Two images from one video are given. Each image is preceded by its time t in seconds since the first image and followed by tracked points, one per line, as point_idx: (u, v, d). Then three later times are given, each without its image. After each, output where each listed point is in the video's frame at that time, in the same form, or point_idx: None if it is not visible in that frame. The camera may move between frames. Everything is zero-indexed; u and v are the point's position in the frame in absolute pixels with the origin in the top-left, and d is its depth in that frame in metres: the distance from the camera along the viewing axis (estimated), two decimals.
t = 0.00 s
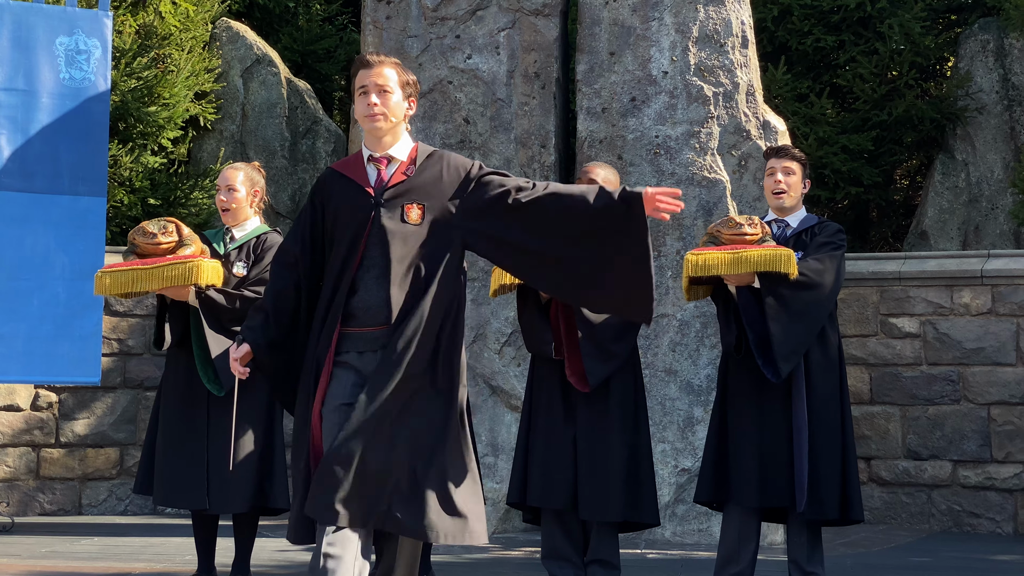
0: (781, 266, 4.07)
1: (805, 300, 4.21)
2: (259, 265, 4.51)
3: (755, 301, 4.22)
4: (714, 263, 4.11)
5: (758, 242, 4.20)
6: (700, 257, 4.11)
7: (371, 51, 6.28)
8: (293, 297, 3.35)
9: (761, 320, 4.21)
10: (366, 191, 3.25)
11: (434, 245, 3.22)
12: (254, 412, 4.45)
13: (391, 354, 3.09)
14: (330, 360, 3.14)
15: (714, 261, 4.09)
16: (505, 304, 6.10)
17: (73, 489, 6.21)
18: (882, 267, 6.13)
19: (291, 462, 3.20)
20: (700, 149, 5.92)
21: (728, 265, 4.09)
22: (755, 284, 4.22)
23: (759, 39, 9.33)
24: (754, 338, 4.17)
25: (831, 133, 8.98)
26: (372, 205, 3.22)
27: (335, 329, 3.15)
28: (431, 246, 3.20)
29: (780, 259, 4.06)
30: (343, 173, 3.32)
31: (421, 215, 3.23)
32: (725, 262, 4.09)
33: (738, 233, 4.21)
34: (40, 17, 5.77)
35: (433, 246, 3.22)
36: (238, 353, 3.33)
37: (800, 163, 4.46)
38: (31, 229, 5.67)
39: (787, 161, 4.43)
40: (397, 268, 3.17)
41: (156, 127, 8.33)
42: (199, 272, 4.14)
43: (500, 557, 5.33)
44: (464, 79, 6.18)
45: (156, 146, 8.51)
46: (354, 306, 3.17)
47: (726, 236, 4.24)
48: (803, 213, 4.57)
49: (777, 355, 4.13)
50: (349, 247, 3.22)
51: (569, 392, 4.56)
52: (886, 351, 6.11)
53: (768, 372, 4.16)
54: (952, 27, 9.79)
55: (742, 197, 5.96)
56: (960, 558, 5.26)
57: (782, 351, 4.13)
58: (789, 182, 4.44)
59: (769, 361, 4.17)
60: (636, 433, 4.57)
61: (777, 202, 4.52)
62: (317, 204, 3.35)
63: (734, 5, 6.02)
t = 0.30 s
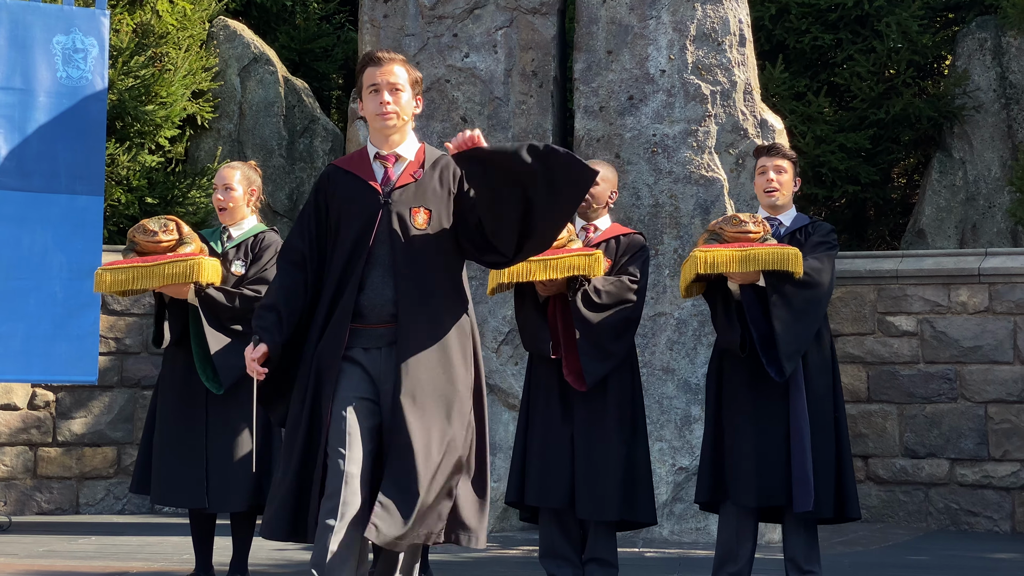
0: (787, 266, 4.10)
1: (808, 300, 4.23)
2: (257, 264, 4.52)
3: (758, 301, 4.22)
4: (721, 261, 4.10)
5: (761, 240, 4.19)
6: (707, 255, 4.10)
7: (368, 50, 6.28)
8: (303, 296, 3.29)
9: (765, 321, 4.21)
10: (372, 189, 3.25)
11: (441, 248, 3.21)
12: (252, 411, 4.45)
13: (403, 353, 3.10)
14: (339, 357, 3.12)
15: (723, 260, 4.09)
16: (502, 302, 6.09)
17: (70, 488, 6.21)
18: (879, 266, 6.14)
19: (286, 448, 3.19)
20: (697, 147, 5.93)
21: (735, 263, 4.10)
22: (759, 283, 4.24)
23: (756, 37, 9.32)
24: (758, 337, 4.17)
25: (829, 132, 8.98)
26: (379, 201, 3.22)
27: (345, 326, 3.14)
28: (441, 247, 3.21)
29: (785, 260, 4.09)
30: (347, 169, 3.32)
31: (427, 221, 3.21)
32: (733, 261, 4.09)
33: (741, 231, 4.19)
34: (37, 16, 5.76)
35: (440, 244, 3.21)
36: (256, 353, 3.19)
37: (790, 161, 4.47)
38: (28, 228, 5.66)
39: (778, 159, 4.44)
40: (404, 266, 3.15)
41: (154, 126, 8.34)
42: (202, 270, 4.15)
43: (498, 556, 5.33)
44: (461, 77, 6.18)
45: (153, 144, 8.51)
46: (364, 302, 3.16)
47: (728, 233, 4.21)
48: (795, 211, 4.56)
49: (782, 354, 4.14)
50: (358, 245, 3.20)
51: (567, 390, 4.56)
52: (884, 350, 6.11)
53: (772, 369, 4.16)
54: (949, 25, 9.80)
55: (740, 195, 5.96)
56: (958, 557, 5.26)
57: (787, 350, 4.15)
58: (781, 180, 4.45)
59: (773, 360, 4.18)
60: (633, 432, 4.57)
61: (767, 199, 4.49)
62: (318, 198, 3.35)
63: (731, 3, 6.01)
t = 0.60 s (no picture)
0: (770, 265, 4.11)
1: (792, 300, 4.24)
2: (257, 263, 4.52)
3: (739, 301, 4.23)
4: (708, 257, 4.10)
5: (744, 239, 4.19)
6: (690, 251, 4.11)
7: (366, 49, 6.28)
8: (302, 295, 3.27)
9: (746, 319, 4.22)
10: (368, 185, 3.23)
11: (441, 245, 3.19)
12: (250, 411, 4.45)
13: (398, 354, 3.08)
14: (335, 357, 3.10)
15: (708, 256, 4.09)
16: (500, 301, 6.09)
17: (68, 488, 6.20)
18: (877, 264, 6.14)
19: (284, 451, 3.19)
20: (695, 146, 5.92)
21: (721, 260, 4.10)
22: (741, 282, 4.23)
23: (754, 36, 9.32)
24: (739, 334, 4.18)
25: (826, 130, 8.98)
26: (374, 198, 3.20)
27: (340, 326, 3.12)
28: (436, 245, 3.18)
29: (768, 259, 4.10)
30: (341, 166, 3.31)
31: (425, 214, 3.20)
32: (718, 256, 4.09)
33: (725, 228, 4.18)
34: (34, 15, 5.74)
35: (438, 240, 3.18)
36: (267, 376, 3.17)
37: (775, 162, 4.42)
38: (26, 228, 5.67)
39: (763, 160, 4.39)
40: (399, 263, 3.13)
41: (151, 126, 8.36)
42: (207, 272, 4.17)
43: (496, 555, 5.33)
44: (459, 77, 6.17)
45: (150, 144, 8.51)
46: (359, 301, 3.14)
47: (712, 230, 4.20)
48: (778, 212, 4.55)
49: (763, 352, 4.15)
50: (355, 243, 3.19)
51: (565, 389, 4.56)
52: (882, 349, 6.11)
53: (752, 368, 4.16)
54: (947, 23, 9.80)
55: (738, 194, 5.95)
56: (956, 555, 5.26)
57: (767, 348, 4.16)
58: (766, 182, 4.42)
59: (752, 359, 4.18)
60: (631, 431, 4.57)
61: (753, 201, 4.48)
62: (312, 195, 3.33)
63: (729, 2, 6.01)
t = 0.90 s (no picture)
0: (731, 266, 4.08)
1: (765, 300, 4.19)
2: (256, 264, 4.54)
3: (707, 300, 4.20)
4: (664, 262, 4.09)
5: (713, 240, 4.18)
6: (649, 255, 4.10)
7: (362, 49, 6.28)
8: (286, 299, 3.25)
9: (714, 319, 4.20)
10: (353, 188, 3.18)
11: (429, 247, 3.16)
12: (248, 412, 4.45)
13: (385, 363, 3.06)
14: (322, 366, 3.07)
15: (663, 260, 4.08)
16: (497, 301, 6.09)
17: (66, 490, 6.20)
18: (874, 263, 6.14)
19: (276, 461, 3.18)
20: (692, 145, 5.92)
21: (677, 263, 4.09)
22: (707, 283, 4.20)
23: (750, 35, 9.33)
24: (704, 336, 4.17)
25: (823, 129, 8.99)
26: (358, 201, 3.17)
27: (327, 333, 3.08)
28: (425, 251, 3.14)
29: (727, 261, 4.07)
30: (324, 167, 3.26)
31: (412, 218, 3.17)
32: (674, 261, 4.08)
33: (692, 230, 4.18)
34: (30, 17, 5.69)
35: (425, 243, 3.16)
36: (241, 381, 3.14)
37: (763, 161, 4.40)
38: (24, 230, 5.68)
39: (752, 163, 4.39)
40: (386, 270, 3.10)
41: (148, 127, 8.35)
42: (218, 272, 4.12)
43: (494, 556, 5.33)
44: (455, 77, 6.17)
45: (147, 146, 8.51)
46: (346, 308, 3.10)
47: (680, 233, 4.21)
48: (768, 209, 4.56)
49: (729, 354, 4.11)
50: (340, 247, 3.16)
51: (563, 389, 4.56)
52: (880, 347, 6.12)
53: (719, 370, 4.15)
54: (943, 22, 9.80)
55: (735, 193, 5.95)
56: (953, 553, 5.26)
57: (734, 350, 4.12)
58: (757, 183, 4.43)
59: (721, 361, 4.16)
60: (630, 430, 4.55)
61: (745, 203, 4.52)
62: (296, 197, 3.29)
63: (725, 1, 6.01)
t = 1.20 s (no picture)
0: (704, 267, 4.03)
1: (744, 298, 4.12)
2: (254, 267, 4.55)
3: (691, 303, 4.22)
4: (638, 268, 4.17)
5: (697, 243, 4.16)
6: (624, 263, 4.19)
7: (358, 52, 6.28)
8: (260, 289, 3.23)
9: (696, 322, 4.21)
10: (324, 172, 3.18)
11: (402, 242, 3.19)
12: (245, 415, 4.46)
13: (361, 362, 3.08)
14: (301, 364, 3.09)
15: (637, 266, 4.15)
16: (495, 303, 6.09)
17: (64, 495, 6.20)
18: (871, 263, 6.14)
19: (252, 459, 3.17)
20: (688, 147, 5.92)
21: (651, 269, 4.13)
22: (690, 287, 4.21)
23: (746, 36, 9.35)
24: (687, 339, 4.20)
25: (819, 130, 8.99)
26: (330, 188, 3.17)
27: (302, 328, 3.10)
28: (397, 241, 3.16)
29: (698, 263, 4.02)
30: (298, 151, 3.25)
31: (382, 206, 3.19)
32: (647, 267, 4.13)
33: (677, 235, 4.20)
34: (25, 21, 5.69)
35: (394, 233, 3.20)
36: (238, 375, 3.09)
37: (778, 160, 4.40)
38: (20, 234, 5.68)
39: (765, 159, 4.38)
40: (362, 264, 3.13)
41: (144, 131, 8.34)
42: (223, 277, 4.10)
43: (493, 558, 5.33)
44: (452, 79, 6.18)
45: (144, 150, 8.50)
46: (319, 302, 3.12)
47: (668, 238, 4.24)
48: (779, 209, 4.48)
49: (707, 357, 4.11)
50: (313, 237, 3.17)
51: (561, 390, 4.57)
52: (877, 347, 6.12)
53: (700, 373, 4.15)
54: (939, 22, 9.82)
55: (731, 194, 5.96)
56: (951, 553, 5.27)
57: (711, 352, 4.11)
58: (769, 181, 4.41)
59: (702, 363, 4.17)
60: (628, 430, 4.56)
61: (757, 202, 4.47)
62: (267, 183, 3.26)
63: (720, 2, 6.02)
